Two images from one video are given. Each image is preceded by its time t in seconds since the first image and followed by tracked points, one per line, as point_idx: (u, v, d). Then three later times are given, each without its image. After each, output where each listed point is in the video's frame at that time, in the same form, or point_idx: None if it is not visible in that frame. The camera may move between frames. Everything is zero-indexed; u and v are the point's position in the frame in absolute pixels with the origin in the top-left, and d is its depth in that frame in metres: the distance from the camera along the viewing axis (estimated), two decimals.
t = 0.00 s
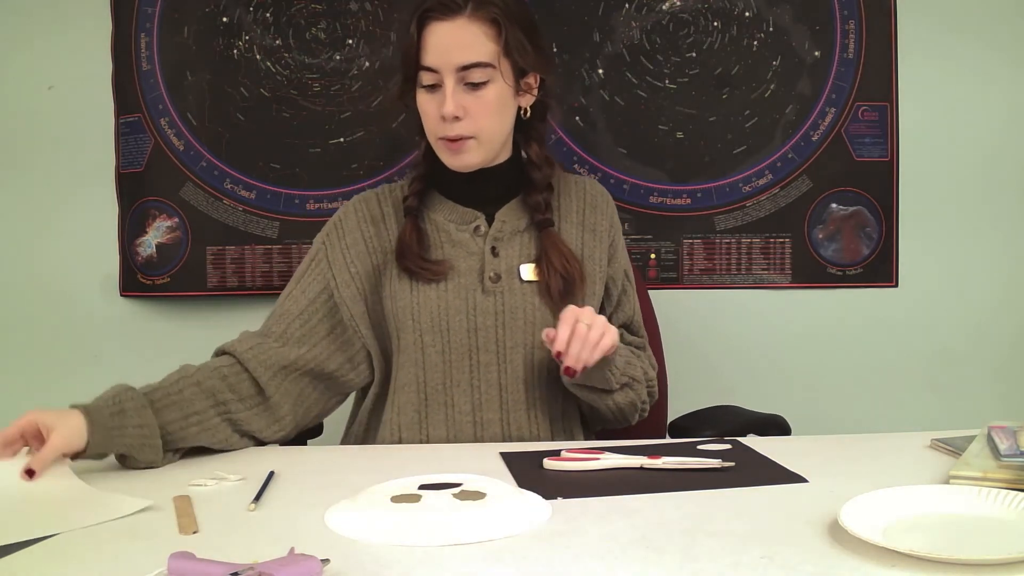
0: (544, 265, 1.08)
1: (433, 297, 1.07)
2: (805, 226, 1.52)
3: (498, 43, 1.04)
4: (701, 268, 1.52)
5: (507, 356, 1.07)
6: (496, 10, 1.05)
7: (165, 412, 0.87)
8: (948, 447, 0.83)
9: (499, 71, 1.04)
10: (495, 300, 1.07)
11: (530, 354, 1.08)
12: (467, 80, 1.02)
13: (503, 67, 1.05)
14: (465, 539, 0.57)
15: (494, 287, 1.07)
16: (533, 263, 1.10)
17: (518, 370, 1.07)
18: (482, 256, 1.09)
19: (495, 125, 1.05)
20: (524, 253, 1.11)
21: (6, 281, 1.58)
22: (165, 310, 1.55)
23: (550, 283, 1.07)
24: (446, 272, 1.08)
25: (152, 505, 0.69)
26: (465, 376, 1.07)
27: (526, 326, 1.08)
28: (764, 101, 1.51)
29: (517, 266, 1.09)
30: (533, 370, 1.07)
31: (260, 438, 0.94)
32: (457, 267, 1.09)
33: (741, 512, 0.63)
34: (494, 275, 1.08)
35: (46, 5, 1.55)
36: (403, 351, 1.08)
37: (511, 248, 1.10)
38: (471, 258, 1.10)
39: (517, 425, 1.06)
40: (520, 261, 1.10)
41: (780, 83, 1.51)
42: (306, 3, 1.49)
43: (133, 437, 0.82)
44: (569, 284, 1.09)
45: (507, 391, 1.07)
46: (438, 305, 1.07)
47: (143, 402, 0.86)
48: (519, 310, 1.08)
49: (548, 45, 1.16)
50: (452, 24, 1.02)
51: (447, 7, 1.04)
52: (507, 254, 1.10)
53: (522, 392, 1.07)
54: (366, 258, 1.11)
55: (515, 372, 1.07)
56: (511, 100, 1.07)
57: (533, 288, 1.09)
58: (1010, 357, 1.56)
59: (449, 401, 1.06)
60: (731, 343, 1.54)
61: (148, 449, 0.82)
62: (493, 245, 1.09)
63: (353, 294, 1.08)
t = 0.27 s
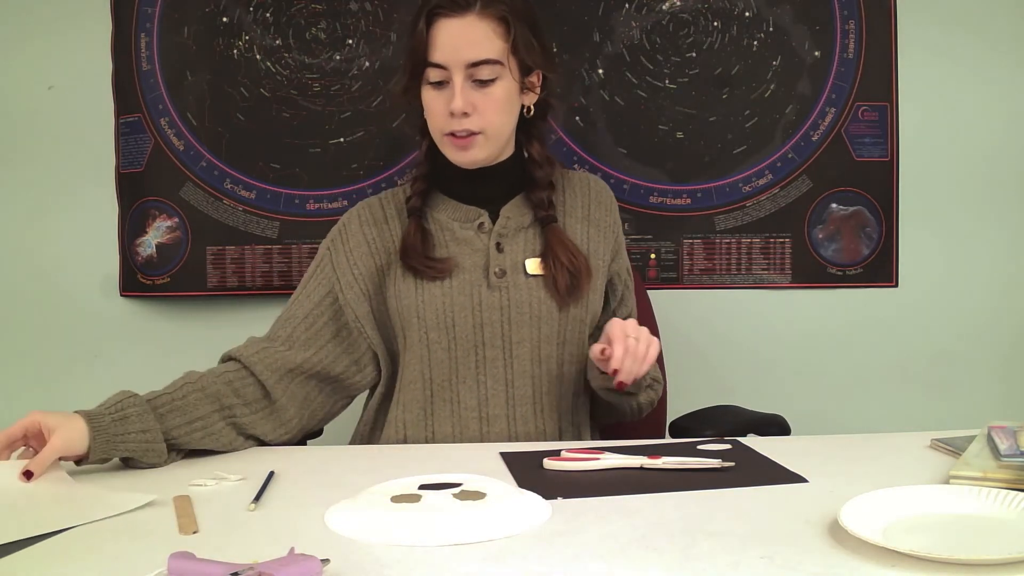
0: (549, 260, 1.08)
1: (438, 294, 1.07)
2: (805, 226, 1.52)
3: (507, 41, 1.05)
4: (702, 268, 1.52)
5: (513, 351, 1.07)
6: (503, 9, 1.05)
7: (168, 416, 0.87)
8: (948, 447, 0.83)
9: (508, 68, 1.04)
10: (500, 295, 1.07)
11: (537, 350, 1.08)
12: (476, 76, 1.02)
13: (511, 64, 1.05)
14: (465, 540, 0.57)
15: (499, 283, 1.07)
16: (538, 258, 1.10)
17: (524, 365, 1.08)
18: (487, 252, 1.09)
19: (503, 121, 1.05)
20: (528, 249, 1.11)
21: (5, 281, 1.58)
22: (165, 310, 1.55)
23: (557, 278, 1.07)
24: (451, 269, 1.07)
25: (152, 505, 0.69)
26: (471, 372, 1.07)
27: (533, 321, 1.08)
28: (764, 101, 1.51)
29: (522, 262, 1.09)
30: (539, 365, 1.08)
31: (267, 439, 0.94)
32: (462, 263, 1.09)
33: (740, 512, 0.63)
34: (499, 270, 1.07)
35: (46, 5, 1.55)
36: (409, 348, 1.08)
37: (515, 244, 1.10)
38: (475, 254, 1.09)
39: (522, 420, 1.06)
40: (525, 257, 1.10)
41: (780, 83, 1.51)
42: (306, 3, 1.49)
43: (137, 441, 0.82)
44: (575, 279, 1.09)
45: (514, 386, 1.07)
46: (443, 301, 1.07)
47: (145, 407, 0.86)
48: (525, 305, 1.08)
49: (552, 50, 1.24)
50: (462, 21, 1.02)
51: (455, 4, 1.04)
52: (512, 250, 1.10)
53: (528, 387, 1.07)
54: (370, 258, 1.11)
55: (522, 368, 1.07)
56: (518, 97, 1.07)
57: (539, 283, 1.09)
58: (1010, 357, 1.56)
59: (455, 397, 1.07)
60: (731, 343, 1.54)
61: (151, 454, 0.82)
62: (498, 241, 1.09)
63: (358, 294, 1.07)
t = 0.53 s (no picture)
0: (554, 261, 1.09)
1: (444, 295, 1.07)
2: (805, 226, 1.52)
3: (510, 42, 1.05)
4: (702, 268, 1.52)
5: (519, 350, 1.08)
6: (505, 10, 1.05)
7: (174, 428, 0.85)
8: (948, 447, 0.83)
9: (512, 69, 1.05)
10: (506, 296, 1.07)
11: (542, 350, 1.08)
12: (481, 77, 1.02)
13: (515, 65, 1.05)
14: (465, 540, 0.57)
15: (505, 283, 1.07)
16: (542, 258, 1.10)
17: (530, 364, 1.08)
18: (492, 252, 1.09)
19: (507, 122, 1.05)
20: (533, 249, 1.11)
21: (5, 282, 1.58)
22: (165, 310, 1.55)
23: (563, 278, 1.08)
24: (456, 270, 1.07)
25: (152, 505, 0.69)
26: (478, 372, 1.07)
27: (538, 320, 1.08)
28: (764, 101, 1.51)
29: (526, 262, 1.09)
30: (545, 364, 1.08)
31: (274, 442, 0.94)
32: (467, 264, 1.09)
33: (740, 512, 0.63)
34: (505, 270, 1.08)
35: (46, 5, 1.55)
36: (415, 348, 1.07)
37: (520, 244, 1.10)
38: (480, 255, 1.09)
39: (528, 420, 1.07)
40: (530, 257, 1.10)
41: (780, 83, 1.51)
42: (306, 3, 1.49)
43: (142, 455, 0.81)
44: (580, 279, 1.09)
45: (520, 385, 1.07)
46: (449, 302, 1.07)
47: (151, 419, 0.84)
48: (531, 305, 1.08)
49: (552, 52, 1.32)
50: (467, 22, 1.02)
51: (459, 4, 1.04)
52: (516, 250, 1.10)
53: (534, 386, 1.08)
54: (374, 259, 1.10)
55: (528, 367, 1.08)
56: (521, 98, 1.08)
57: (544, 282, 1.09)
58: (1010, 357, 1.56)
59: (461, 397, 1.07)
60: (731, 343, 1.54)
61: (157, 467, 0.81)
62: (503, 241, 1.09)
63: (363, 296, 1.07)
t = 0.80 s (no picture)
0: (548, 264, 1.08)
1: (438, 299, 1.07)
2: (805, 226, 1.52)
3: (509, 43, 1.05)
4: (702, 268, 1.52)
5: (514, 354, 1.08)
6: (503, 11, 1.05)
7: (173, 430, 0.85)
8: (948, 447, 0.83)
9: (510, 69, 1.05)
10: (500, 300, 1.07)
11: (537, 353, 1.08)
12: (479, 78, 1.02)
13: (513, 66, 1.05)
14: (465, 540, 0.57)
15: (499, 287, 1.07)
16: (536, 261, 1.10)
17: (525, 368, 1.08)
18: (486, 255, 1.09)
19: (505, 122, 1.05)
20: (527, 252, 1.11)
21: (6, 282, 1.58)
22: (165, 310, 1.55)
23: (556, 280, 1.08)
24: (451, 274, 1.07)
25: (152, 505, 0.69)
26: (473, 375, 1.07)
27: (532, 324, 1.08)
28: (764, 101, 1.51)
29: (520, 265, 1.09)
30: (540, 368, 1.08)
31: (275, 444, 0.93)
32: (462, 268, 1.09)
33: (741, 512, 0.63)
34: (498, 274, 1.08)
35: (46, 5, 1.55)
36: (410, 352, 1.08)
37: (514, 247, 1.10)
38: (475, 258, 1.09)
39: (524, 424, 1.07)
40: (523, 260, 1.10)
41: (780, 83, 1.51)
42: (306, 3, 1.49)
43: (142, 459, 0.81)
44: (573, 281, 1.09)
45: (515, 389, 1.07)
46: (444, 306, 1.07)
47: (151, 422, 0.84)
48: (525, 308, 1.08)
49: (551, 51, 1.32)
50: (465, 22, 1.02)
51: (458, 4, 1.04)
52: (511, 253, 1.10)
53: (530, 390, 1.08)
54: (371, 262, 1.10)
55: (524, 371, 1.08)
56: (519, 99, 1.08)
57: (538, 286, 1.09)
58: (1009, 357, 1.56)
59: (458, 401, 1.07)
60: (731, 343, 1.54)
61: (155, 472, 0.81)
62: (497, 245, 1.09)
63: (359, 299, 1.07)
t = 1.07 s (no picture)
0: (539, 268, 1.08)
1: (430, 303, 1.07)
2: (805, 226, 1.52)
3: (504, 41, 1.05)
4: (701, 269, 1.52)
5: (507, 358, 1.08)
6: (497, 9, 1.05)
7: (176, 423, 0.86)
8: (948, 447, 0.83)
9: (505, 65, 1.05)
10: (492, 303, 1.08)
11: (530, 357, 1.08)
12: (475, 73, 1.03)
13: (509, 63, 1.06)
14: (465, 540, 0.57)
15: (490, 290, 1.07)
16: (528, 264, 1.10)
17: (518, 371, 1.08)
18: (477, 258, 1.09)
19: (500, 119, 1.06)
20: (518, 254, 1.11)
21: (6, 282, 1.58)
22: (165, 310, 1.55)
23: (547, 282, 1.08)
24: (442, 278, 1.07)
25: (152, 505, 0.69)
26: (467, 379, 1.07)
27: (525, 327, 1.08)
28: (764, 101, 1.51)
29: (512, 269, 1.09)
30: (534, 372, 1.09)
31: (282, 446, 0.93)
32: (453, 271, 1.09)
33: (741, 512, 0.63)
34: (490, 277, 1.08)
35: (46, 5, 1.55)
36: (403, 356, 1.07)
37: (505, 250, 1.10)
38: (466, 261, 1.09)
39: (519, 428, 1.07)
40: (514, 263, 1.10)
41: (780, 83, 1.51)
42: (306, 3, 1.49)
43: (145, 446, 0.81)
44: (564, 283, 1.09)
45: (509, 393, 1.07)
46: (436, 310, 1.07)
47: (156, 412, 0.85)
48: (517, 312, 1.08)
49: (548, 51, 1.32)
50: (463, 16, 1.03)
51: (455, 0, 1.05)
52: (502, 256, 1.10)
53: (524, 394, 1.08)
54: (363, 266, 1.10)
55: (517, 375, 1.08)
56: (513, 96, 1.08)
57: (529, 289, 1.09)
58: (1009, 357, 1.56)
59: (452, 405, 1.07)
60: (731, 343, 1.54)
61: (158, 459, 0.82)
62: (488, 248, 1.09)
63: (353, 304, 1.07)
